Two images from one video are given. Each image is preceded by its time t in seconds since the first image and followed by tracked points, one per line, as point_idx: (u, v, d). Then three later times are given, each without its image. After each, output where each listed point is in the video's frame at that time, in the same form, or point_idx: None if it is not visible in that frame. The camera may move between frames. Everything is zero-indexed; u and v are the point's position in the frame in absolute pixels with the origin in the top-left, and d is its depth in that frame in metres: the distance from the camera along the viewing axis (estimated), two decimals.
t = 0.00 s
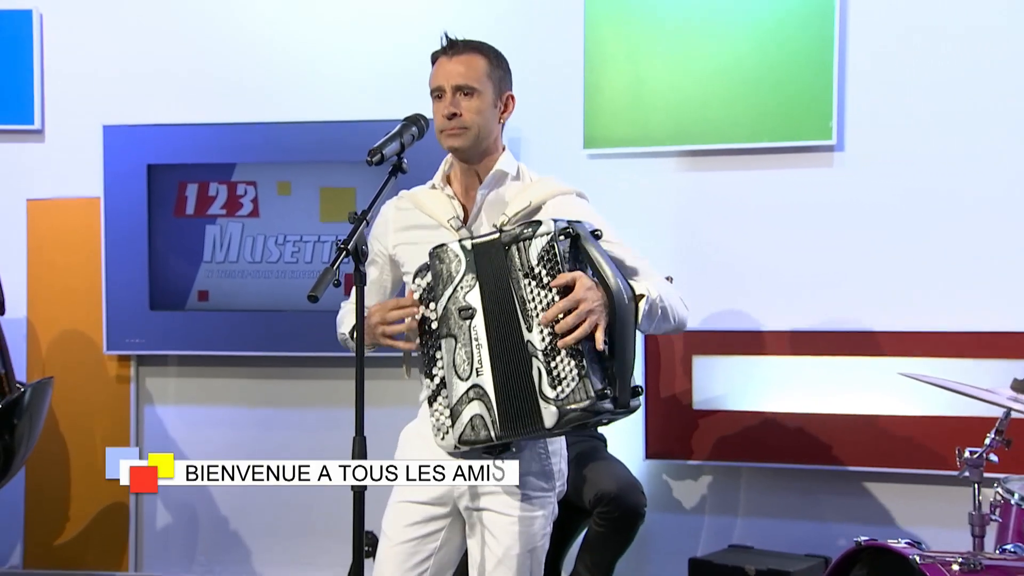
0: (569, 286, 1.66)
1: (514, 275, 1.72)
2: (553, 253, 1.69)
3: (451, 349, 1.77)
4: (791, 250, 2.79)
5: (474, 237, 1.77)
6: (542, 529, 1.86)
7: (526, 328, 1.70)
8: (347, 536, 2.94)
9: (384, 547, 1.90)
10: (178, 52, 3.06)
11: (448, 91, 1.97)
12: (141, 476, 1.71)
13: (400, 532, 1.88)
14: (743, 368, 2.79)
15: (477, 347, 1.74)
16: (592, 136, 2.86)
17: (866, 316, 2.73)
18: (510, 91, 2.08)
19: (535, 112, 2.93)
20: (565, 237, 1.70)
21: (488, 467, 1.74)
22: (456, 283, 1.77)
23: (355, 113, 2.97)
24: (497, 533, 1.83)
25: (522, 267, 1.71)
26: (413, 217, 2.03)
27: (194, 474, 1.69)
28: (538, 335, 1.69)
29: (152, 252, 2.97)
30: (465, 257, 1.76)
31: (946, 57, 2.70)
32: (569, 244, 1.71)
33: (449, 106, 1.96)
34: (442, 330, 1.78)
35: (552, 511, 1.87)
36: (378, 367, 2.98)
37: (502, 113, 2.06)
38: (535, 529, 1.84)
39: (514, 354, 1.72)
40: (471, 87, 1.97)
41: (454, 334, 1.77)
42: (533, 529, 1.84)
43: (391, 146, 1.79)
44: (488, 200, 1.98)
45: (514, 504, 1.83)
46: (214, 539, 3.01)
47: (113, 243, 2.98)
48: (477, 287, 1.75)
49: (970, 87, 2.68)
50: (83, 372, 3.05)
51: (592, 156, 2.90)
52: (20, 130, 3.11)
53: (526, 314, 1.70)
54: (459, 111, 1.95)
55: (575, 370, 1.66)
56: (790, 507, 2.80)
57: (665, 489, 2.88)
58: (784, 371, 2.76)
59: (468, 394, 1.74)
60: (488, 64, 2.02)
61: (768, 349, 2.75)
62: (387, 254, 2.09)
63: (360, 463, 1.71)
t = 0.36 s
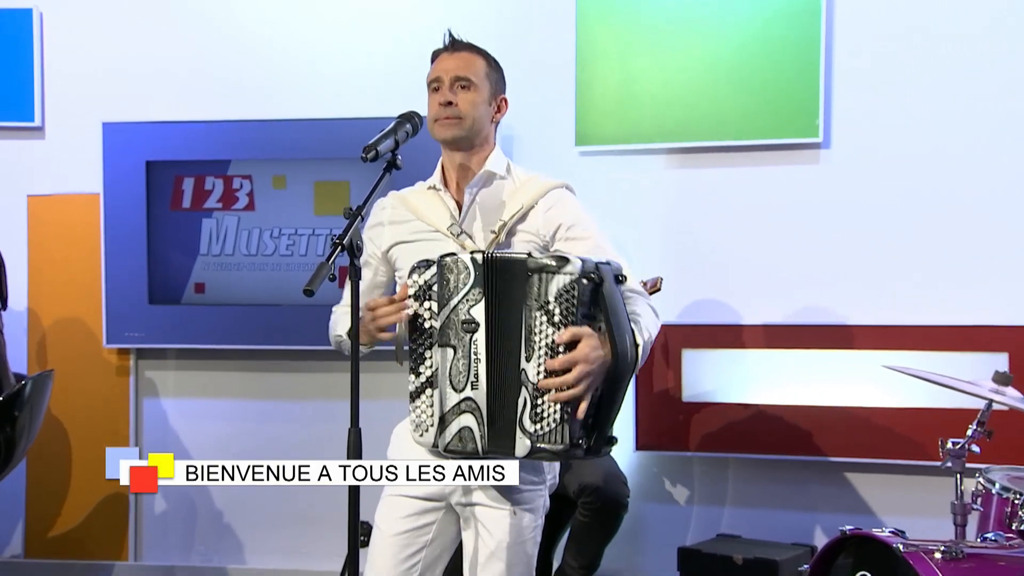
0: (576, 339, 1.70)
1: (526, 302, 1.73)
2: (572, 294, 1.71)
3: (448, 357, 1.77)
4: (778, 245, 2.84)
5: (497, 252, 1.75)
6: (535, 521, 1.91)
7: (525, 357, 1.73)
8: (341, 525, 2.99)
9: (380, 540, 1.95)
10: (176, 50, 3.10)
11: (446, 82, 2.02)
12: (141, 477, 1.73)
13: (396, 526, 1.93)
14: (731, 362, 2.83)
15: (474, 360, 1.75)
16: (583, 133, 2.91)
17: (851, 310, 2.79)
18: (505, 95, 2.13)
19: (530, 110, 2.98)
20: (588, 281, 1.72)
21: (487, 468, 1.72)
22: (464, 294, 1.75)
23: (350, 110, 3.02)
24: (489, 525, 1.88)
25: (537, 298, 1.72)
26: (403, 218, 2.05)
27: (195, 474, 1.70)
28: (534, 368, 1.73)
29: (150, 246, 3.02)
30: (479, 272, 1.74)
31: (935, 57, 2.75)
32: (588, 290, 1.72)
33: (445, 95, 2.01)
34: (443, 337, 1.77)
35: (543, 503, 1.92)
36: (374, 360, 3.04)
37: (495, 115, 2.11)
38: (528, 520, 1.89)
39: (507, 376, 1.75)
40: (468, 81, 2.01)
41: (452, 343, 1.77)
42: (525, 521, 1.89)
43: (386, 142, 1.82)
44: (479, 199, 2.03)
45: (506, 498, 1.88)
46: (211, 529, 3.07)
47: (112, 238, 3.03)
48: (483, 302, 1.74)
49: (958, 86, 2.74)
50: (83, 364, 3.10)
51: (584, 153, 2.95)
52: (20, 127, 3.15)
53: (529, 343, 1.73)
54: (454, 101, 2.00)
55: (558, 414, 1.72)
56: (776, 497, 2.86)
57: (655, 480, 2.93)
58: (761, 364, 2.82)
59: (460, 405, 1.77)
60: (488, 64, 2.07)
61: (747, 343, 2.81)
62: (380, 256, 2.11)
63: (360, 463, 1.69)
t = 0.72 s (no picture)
0: (603, 369, 1.77)
1: (558, 315, 1.78)
2: (606, 324, 1.76)
3: (439, 346, 1.83)
4: (765, 241, 2.90)
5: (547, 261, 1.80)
6: (523, 504, 1.97)
7: (543, 366, 1.78)
8: (337, 516, 3.05)
9: (371, 527, 1.99)
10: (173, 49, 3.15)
11: (436, 78, 2.05)
12: (143, 476, 1.83)
13: (385, 514, 1.97)
14: (718, 355, 2.89)
15: (466, 351, 1.82)
16: (574, 130, 2.96)
17: (836, 303, 2.85)
18: (490, 87, 2.17)
19: (523, 108, 3.03)
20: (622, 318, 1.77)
21: (487, 468, 1.82)
22: (460, 286, 1.82)
23: (345, 108, 3.08)
24: (480, 513, 1.93)
25: (570, 315, 1.77)
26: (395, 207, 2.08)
27: (194, 474, 1.83)
28: (550, 379, 1.78)
29: (148, 241, 3.07)
30: (508, 272, 1.80)
31: (920, 57, 2.81)
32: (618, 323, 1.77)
33: (435, 92, 2.03)
34: (434, 325, 1.83)
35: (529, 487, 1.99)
36: (369, 353, 3.09)
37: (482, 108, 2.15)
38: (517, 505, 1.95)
39: (520, 377, 1.80)
40: (458, 77, 2.04)
41: (444, 333, 1.83)
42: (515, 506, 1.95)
43: (380, 140, 1.84)
44: (471, 193, 2.07)
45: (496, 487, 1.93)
46: (208, 519, 3.12)
47: (110, 233, 3.08)
48: (477, 295, 1.81)
49: (943, 86, 2.80)
50: (84, 357, 3.15)
51: (574, 150, 3.01)
52: (20, 124, 3.20)
53: (553, 354, 1.78)
54: (445, 98, 2.03)
55: (559, 427, 1.78)
56: (762, 486, 2.93)
57: (644, 470, 3.00)
58: (751, 354, 2.87)
59: (449, 394, 1.84)
60: (477, 58, 2.10)
61: (736, 336, 2.85)
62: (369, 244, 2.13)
63: (360, 464, 1.80)
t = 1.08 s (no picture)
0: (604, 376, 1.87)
1: (565, 322, 1.85)
2: (608, 330, 1.86)
3: (435, 344, 1.85)
4: (751, 237, 2.96)
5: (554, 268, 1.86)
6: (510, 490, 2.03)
7: (548, 370, 1.84)
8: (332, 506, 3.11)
9: (360, 519, 2.01)
10: (170, 47, 3.20)
11: (422, 74, 2.08)
12: (142, 477, 2.04)
13: (375, 505, 1.99)
14: (703, 350, 2.94)
15: (463, 350, 1.85)
16: (563, 129, 3.02)
17: (821, 299, 2.92)
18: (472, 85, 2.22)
19: (514, 107, 3.09)
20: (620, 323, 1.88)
21: (487, 468, 1.94)
22: (457, 286, 1.84)
23: (339, 106, 3.13)
24: (470, 502, 1.98)
25: (578, 323, 1.84)
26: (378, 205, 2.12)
27: (194, 474, 1.97)
28: (554, 382, 1.85)
29: (146, 238, 3.12)
30: (513, 276, 1.85)
31: (903, 57, 2.87)
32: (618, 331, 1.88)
33: (422, 88, 2.07)
34: (429, 324, 1.85)
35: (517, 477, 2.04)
36: (363, 347, 3.15)
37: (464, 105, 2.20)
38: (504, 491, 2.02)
39: (523, 380, 1.85)
40: (444, 75, 2.09)
41: (441, 332, 1.85)
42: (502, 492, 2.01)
43: (374, 138, 1.81)
44: (457, 189, 2.13)
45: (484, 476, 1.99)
46: (206, 510, 3.18)
47: (109, 229, 3.13)
48: (476, 295, 1.85)
49: (926, 85, 2.86)
50: (85, 351, 3.20)
51: (565, 149, 3.07)
52: (19, 122, 3.25)
53: (557, 358, 1.85)
54: (432, 94, 2.07)
55: (560, 429, 1.86)
56: (749, 478, 3.00)
57: (633, 462, 3.06)
58: (734, 347, 2.94)
59: (446, 392, 1.85)
60: (461, 57, 2.14)
61: (721, 330, 2.91)
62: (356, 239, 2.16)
63: (360, 464, 1.91)
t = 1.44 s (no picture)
0: (577, 324, 1.86)
1: (523, 287, 1.87)
2: (566, 281, 1.87)
3: (410, 330, 1.88)
4: (737, 232, 3.03)
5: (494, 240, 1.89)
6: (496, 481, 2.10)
7: (523, 339, 1.87)
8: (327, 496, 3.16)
9: (351, 509, 2.04)
10: (167, 46, 3.25)
11: (404, 72, 2.11)
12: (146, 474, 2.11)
13: (364, 496, 2.02)
14: (691, 343, 3.01)
15: (438, 333, 1.88)
16: (553, 127, 3.08)
17: (805, 293, 2.98)
18: (456, 75, 2.25)
19: (505, 104, 3.15)
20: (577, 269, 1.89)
21: (487, 468, 1.99)
22: (428, 272, 1.88)
23: (333, 104, 3.18)
24: (456, 494, 2.04)
25: (534, 283, 1.87)
26: (371, 193, 2.18)
27: (194, 473, 2.04)
28: (532, 348, 1.86)
29: (143, 233, 3.17)
30: (470, 257, 1.88)
31: (886, 55, 2.93)
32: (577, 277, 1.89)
33: (405, 86, 2.10)
34: (405, 311, 1.88)
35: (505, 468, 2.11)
36: (356, 341, 3.21)
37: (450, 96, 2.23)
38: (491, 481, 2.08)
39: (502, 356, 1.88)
40: (426, 70, 2.12)
41: (416, 317, 1.88)
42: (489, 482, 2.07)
43: (365, 136, 1.86)
44: (448, 182, 2.17)
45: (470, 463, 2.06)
46: (203, 500, 3.23)
47: (106, 225, 3.18)
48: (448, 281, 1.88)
49: (908, 83, 2.92)
50: (84, 344, 3.25)
51: (555, 146, 3.13)
52: (18, 119, 3.30)
53: (528, 326, 1.87)
54: (416, 91, 2.10)
55: (556, 389, 1.86)
56: (735, 468, 3.07)
57: (621, 452, 3.12)
58: (718, 342, 3.00)
59: (421, 376, 1.88)
60: (440, 49, 2.17)
61: (702, 324, 2.98)
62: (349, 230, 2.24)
63: (360, 464, 1.97)
